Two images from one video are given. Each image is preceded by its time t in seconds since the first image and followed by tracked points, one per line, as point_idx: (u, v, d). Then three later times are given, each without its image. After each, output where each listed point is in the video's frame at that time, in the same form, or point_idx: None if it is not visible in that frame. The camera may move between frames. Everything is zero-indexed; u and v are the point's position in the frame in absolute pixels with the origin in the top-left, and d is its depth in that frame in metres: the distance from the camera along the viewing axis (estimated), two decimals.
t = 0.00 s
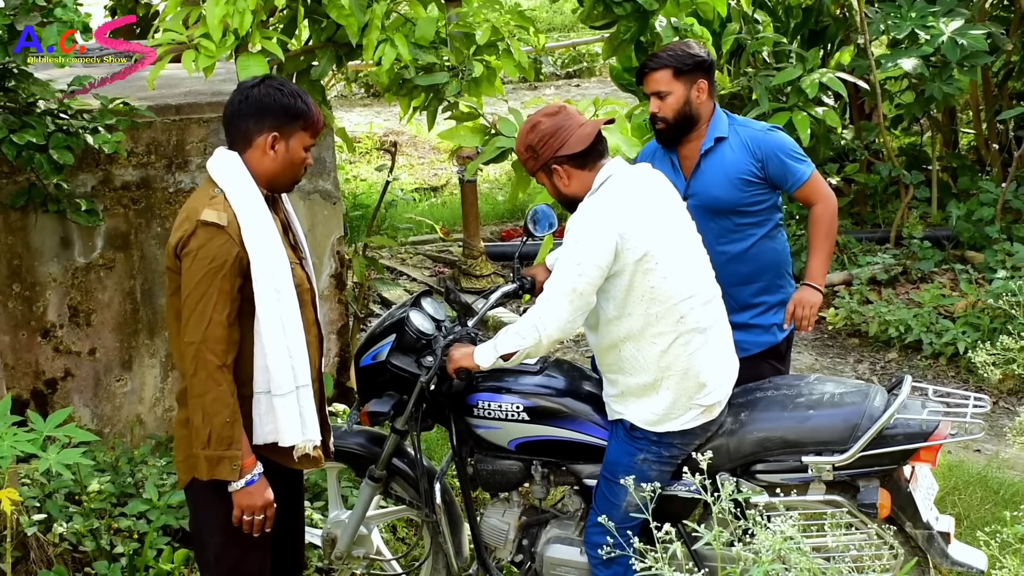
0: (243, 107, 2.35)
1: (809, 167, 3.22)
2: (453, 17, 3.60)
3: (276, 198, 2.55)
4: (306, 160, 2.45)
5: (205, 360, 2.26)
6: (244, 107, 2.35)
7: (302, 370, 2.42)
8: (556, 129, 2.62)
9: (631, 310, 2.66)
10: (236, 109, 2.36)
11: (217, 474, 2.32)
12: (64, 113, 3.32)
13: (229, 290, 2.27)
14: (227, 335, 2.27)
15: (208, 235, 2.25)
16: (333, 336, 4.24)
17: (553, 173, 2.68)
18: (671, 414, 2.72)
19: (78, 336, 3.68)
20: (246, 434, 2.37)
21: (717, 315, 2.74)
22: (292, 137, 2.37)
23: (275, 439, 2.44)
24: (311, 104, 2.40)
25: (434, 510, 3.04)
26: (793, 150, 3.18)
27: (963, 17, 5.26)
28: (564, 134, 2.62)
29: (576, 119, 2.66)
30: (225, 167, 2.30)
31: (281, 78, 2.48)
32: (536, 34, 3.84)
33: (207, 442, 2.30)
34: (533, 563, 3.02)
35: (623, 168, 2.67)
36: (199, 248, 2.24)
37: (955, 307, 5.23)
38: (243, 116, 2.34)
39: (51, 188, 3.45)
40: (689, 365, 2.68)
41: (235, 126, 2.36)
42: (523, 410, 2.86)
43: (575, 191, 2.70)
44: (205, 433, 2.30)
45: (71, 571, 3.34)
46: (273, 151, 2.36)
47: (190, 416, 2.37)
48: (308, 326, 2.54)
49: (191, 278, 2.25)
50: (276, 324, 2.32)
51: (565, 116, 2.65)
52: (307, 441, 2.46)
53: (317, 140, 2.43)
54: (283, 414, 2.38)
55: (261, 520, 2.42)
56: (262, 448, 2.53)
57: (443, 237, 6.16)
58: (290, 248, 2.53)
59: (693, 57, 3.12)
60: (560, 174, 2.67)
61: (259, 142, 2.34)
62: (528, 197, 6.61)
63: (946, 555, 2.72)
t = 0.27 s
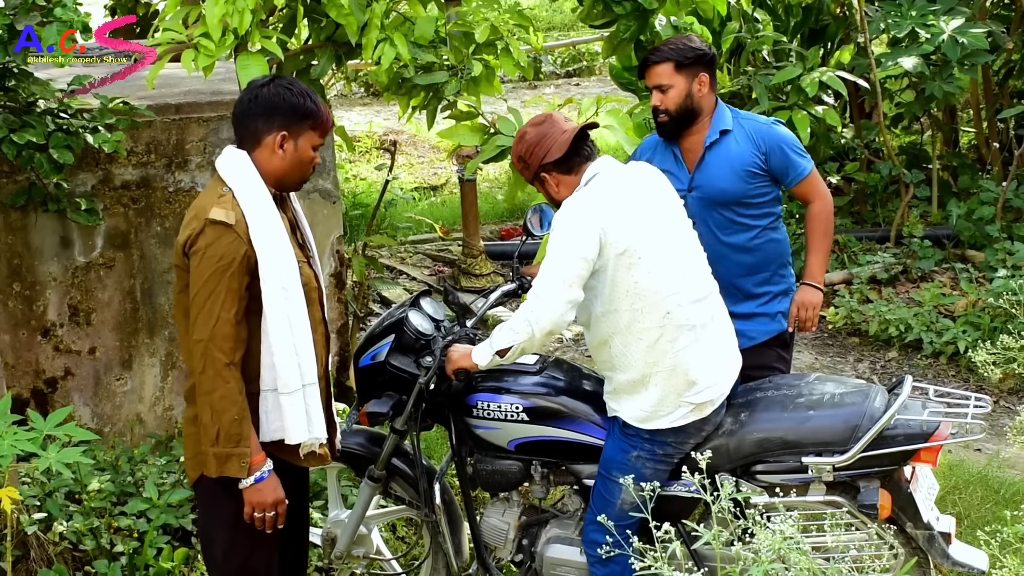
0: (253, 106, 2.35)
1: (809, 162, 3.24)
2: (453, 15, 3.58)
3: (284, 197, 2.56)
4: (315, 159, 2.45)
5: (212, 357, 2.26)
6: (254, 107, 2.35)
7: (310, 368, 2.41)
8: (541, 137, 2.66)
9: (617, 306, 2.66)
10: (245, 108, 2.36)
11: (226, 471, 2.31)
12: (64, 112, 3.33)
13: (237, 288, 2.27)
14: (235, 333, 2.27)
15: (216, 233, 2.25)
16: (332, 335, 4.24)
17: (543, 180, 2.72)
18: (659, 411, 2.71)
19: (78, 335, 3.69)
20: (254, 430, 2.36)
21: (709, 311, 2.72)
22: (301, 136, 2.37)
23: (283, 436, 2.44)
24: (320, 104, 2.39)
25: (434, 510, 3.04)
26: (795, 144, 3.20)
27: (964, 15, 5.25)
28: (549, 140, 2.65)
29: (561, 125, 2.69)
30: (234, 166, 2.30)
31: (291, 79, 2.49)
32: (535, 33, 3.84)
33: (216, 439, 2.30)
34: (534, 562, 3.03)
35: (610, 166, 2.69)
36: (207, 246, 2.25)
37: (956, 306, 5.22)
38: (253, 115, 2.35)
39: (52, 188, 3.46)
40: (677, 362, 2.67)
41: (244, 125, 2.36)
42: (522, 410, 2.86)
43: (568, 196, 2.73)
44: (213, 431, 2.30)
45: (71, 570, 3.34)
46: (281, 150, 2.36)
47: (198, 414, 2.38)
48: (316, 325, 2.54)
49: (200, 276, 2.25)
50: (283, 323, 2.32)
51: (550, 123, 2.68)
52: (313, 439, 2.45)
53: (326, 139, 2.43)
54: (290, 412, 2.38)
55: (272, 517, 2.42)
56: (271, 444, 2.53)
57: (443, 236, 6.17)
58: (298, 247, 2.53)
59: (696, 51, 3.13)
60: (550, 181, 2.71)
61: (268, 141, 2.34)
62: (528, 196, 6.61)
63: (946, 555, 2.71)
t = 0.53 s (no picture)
0: (258, 108, 2.34)
1: (819, 164, 3.24)
2: (453, 14, 3.58)
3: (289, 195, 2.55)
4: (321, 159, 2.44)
5: (219, 353, 2.26)
6: (258, 109, 2.34)
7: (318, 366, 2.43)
8: (541, 141, 2.68)
9: (616, 303, 2.66)
10: (250, 110, 2.36)
11: (257, 457, 2.34)
12: (65, 112, 3.33)
13: (242, 288, 2.28)
14: (240, 330, 2.28)
15: (223, 233, 2.26)
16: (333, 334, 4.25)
17: (544, 184, 2.73)
18: (658, 408, 2.71)
19: (79, 335, 3.69)
20: (282, 410, 2.36)
21: (710, 310, 2.71)
22: (305, 139, 2.36)
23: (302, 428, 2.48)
24: (324, 104, 2.37)
25: (435, 509, 3.04)
26: (807, 146, 3.19)
27: (963, 14, 5.25)
28: (550, 144, 2.68)
29: (561, 129, 2.71)
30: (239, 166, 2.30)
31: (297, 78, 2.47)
32: (535, 32, 3.83)
33: (239, 430, 2.32)
34: (534, 561, 3.03)
35: (609, 166, 2.70)
36: (214, 246, 2.26)
37: (956, 305, 5.22)
38: (257, 117, 2.34)
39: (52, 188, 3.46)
40: (676, 359, 2.67)
41: (249, 126, 2.36)
42: (523, 408, 2.86)
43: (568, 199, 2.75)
44: (236, 423, 2.31)
45: (72, 570, 3.34)
46: (286, 153, 2.36)
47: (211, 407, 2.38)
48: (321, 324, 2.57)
49: (206, 276, 2.26)
50: (291, 321, 2.33)
51: (551, 127, 2.70)
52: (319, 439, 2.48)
53: (330, 140, 2.41)
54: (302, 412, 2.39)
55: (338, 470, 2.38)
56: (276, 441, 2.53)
57: (444, 235, 6.17)
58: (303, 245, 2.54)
59: (710, 47, 3.12)
60: (550, 185, 2.73)
61: (273, 144, 2.34)
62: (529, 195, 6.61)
63: (946, 553, 2.75)
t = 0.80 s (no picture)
0: (247, 115, 2.37)
1: (819, 166, 3.28)
2: (453, 17, 3.59)
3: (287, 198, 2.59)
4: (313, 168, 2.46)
5: (269, 334, 2.33)
6: (247, 116, 2.37)
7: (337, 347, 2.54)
8: (548, 133, 2.69)
9: (622, 297, 2.69)
10: (240, 117, 2.38)
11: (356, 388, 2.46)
12: (66, 113, 3.35)
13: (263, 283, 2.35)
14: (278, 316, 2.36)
15: (227, 235, 2.31)
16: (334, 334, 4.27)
17: (548, 176, 2.74)
18: (663, 400, 2.73)
19: (81, 334, 3.70)
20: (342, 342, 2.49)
21: (712, 304, 2.77)
22: (292, 148, 2.38)
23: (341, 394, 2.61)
24: (312, 114, 2.36)
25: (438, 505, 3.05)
26: (807, 146, 3.23)
27: (960, 14, 5.27)
28: (558, 136, 2.69)
29: (569, 122, 2.73)
30: (237, 170, 2.34)
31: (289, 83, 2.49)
32: (535, 34, 3.85)
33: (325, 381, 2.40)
34: (534, 557, 3.05)
35: (615, 161, 2.72)
36: (220, 247, 2.32)
37: (953, 304, 5.25)
38: (246, 125, 2.37)
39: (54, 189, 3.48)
40: (681, 351, 2.70)
41: (240, 132, 2.39)
42: (525, 404, 2.88)
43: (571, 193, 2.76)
44: (310, 378, 2.39)
45: (76, 568, 3.35)
46: (272, 159, 2.39)
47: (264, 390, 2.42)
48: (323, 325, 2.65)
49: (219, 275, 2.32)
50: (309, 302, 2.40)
51: (558, 119, 2.71)
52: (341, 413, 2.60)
53: (322, 150, 2.42)
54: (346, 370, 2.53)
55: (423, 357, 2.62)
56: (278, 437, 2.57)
57: (444, 236, 6.19)
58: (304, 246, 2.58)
59: (710, 49, 3.15)
60: (555, 177, 2.74)
61: (260, 150, 2.38)
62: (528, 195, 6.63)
63: (942, 547, 2.78)
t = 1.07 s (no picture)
0: (248, 126, 2.44)
1: (808, 171, 3.40)
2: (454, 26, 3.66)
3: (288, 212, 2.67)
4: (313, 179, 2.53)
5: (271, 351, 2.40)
6: (246, 128, 2.44)
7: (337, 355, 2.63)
8: (573, 120, 2.76)
9: (627, 292, 2.79)
10: (242, 127, 2.45)
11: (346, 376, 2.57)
12: (77, 120, 3.45)
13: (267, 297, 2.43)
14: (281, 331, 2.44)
15: (230, 252, 2.38)
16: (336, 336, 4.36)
17: (563, 161, 2.79)
18: (663, 395, 2.81)
19: (91, 336, 3.79)
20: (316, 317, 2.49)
21: (711, 305, 2.87)
22: (292, 158, 2.45)
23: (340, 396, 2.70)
24: (313, 125, 2.44)
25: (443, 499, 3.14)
26: (796, 152, 3.34)
27: (947, 25, 5.39)
28: (583, 125, 2.76)
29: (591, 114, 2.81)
30: (237, 186, 2.41)
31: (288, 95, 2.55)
32: (534, 44, 3.95)
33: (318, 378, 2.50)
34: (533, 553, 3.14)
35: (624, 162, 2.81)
36: (223, 264, 2.38)
37: (941, 307, 5.34)
38: (247, 136, 2.44)
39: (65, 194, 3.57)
40: (681, 347, 2.79)
41: (240, 143, 2.46)
42: (526, 400, 2.96)
43: (580, 182, 2.82)
44: (314, 361, 2.46)
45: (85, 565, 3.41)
46: (272, 169, 2.46)
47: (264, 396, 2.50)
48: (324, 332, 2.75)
49: (223, 291, 2.39)
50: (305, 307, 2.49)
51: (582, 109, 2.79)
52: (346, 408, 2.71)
53: (322, 160, 2.49)
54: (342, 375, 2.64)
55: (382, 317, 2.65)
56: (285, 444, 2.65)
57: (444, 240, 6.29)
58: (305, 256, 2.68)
59: (699, 60, 3.23)
60: (569, 162, 2.79)
61: (260, 160, 2.44)
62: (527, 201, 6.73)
63: (932, 542, 2.87)
